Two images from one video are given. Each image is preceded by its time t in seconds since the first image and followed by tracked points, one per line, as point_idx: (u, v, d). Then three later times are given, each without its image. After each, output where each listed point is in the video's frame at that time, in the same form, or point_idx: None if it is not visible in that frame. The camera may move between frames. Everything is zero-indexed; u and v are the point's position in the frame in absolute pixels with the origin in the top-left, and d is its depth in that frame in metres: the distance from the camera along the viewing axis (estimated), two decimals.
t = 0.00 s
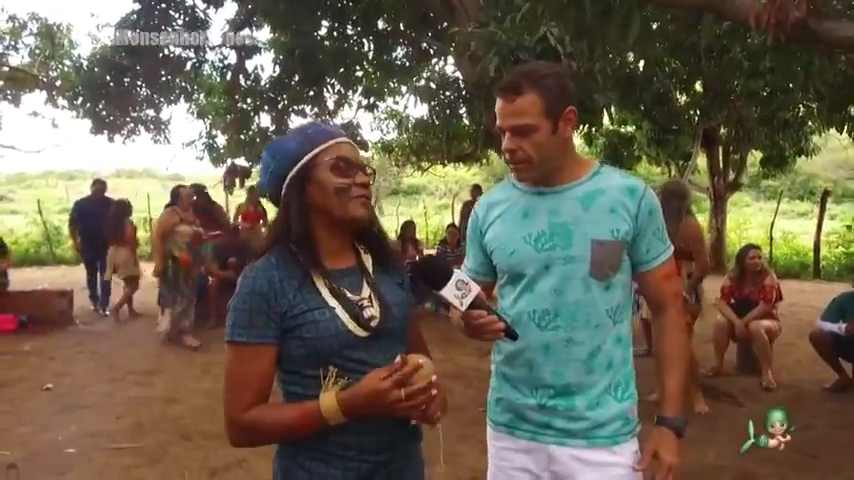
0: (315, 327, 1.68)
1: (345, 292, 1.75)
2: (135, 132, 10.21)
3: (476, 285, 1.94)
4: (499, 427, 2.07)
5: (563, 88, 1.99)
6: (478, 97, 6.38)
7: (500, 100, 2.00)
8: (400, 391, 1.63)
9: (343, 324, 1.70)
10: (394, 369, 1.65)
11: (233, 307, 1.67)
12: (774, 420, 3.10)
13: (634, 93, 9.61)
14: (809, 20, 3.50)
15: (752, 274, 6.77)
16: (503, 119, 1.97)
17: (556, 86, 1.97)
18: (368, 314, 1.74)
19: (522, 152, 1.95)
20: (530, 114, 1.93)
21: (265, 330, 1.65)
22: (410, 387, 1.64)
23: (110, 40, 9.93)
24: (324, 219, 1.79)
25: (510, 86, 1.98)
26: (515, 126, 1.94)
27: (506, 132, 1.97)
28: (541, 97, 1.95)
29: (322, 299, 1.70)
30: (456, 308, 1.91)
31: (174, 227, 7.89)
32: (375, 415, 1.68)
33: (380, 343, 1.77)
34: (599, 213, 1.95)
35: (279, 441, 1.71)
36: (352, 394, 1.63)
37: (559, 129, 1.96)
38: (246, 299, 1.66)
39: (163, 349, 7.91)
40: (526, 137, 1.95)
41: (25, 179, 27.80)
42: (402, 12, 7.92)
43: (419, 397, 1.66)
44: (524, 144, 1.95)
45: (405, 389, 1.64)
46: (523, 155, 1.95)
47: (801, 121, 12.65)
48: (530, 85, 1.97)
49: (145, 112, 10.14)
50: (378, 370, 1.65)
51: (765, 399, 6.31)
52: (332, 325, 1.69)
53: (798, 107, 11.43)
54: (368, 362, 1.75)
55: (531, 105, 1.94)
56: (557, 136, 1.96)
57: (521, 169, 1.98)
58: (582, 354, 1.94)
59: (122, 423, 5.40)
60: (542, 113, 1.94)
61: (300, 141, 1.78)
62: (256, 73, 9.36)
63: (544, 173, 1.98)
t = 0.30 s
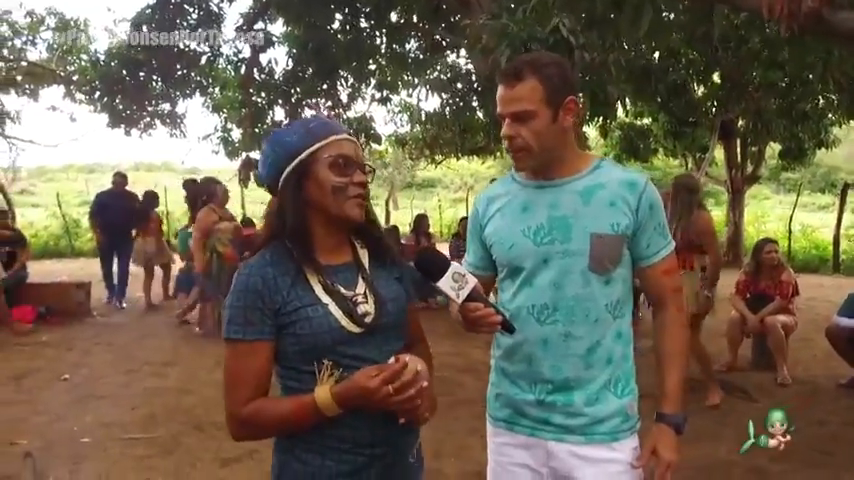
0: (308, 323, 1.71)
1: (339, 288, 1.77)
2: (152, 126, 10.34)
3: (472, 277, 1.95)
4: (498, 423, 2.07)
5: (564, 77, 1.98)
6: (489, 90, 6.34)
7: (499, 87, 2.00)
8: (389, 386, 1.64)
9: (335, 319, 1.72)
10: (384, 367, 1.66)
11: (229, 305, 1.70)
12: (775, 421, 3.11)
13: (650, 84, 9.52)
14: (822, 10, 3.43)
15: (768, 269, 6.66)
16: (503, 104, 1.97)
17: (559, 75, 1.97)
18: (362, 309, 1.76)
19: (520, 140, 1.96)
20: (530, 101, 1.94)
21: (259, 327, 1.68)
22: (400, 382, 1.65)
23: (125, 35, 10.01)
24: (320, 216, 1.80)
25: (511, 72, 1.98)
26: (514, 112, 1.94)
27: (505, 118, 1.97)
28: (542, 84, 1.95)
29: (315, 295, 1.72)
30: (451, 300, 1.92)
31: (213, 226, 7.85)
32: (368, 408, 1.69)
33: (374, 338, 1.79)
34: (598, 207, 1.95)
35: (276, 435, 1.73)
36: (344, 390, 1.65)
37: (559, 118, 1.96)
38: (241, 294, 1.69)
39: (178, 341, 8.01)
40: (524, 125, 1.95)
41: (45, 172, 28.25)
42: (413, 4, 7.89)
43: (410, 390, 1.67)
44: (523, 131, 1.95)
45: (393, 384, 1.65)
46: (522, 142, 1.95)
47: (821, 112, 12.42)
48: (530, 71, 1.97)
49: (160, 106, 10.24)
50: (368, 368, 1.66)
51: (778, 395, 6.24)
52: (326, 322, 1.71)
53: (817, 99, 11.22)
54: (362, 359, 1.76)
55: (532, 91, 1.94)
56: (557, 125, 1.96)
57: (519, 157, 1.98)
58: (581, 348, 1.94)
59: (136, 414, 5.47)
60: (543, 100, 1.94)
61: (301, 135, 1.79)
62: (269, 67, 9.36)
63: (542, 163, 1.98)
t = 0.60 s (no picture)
0: (311, 317, 1.73)
1: (342, 282, 1.79)
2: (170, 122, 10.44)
3: (473, 269, 1.96)
4: (502, 419, 2.08)
5: (573, 67, 1.99)
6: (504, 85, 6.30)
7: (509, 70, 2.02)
8: (388, 376, 1.65)
9: (338, 313, 1.74)
10: (381, 356, 1.66)
11: (233, 298, 1.72)
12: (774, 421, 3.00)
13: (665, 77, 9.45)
14: None
15: (788, 265, 6.55)
16: (511, 83, 1.99)
17: (569, 60, 1.99)
18: (364, 304, 1.78)
19: (524, 120, 1.97)
20: (539, 83, 1.95)
21: (263, 319, 1.70)
22: (398, 371, 1.65)
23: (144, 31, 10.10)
24: (323, 210, 1.82)
25: (522, 55, 2.00)
26: (521, 90, 1.96)
27: (512, 97, 1.98)
28: (552, 66, 1.97)
29: (318, 289, 1.75)
30: (453, 291, 1.93)
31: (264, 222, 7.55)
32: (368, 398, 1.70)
33: (377, 333, 1.80)
34: (602, 200, 1.94)
35: (279, 426, 1.75)
36: (343, 380, 1.66)
37: (566, 105, 1.97)
38: (245, 287, 1.71)
39: (195, 334, 8.11)
40: (530, 108, 1.96)
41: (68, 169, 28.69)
42: None
43: (409, 381, 1.67)
44: (528, 111, 1.96)
45: (391, 375, 1.65)
46: (527, 122, 1.97)
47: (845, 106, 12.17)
48: (543, 53, 1.99)
49: (179, 103, 10.35)
50: (365, 356, 1.67)
51: (796, 393, 6.15)
52: (328, 316, 1.73)
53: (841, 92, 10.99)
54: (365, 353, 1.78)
55: (541, 72, 1.96)
56: (563, 112, 1.97)
57: (521, 140, 2.00)
58: (584, 343, 1.94)
59: (153, 406, 5.55)
60: (551, 82, 1.96)
61: (307, 129, 1.81)
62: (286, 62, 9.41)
63: (548, 151, 1.99)
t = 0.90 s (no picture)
0: (316, 308, 1.74)
1: (346, 276, 1.81)
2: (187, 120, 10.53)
3: (475, 263, 1.97)
4: (505, 415, 2.09)
5: (575, 64, 1.99)
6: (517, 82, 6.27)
7: (510, 70, 2.02)
8: (397, 360, 1.67)
9: (343, 304, 1.76)
10: (386, 341, 1.68)
11: (237, 289, 1.73)
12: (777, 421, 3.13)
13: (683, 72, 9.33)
14: None
15: (806, 263, 6.47)
16: (513, 84, 1.98)
17: (570, 57, 1.98)
18: (367, 297, 1.80)
19: (527, 122, 1.97)
20: (540, 82, 1.95)
21: (268, 310, 1.71)
22: (405, 355, 1.68)
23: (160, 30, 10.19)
24: (329, 206, 1.84)
25: (522, 55, 2.00)
26: (522, 92, 1.96)
27: (514, 99, 1.98)
28: (554, 64, 1.96)
29: (322, 282, 1.76)
30: (454, 285, 1.95)
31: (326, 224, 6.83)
32: (374, 384, 1.72)
33: (380, 326, 1.82)
34: (606, 196, 1.93)
35: (283, 419, 1.76)
36: (351, 370, 1.68)
37: (570, 103, 1.97)
38: (250, 279, 1.72)
39: (209, 330, 8.19)
40: (533, 108, 1.96)
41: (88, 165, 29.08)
42: None
43: (416, 365, 1.71)
44: (530, 111, 1.96)
45: (400, 359, 1.67)
46: (529, 122, 1.96)
47: None
48: (542, 53, 1.98)
49: (195, 101, 10.43)
50: (370, 342, 1.69)
51: (812, 392, 6.07)
52: (334, 307, 1.75)
53: None
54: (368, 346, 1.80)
55: (542, 71, 1.95)
56: (566, 109, 1.97)
57: (525, 140, 2.00)
58: (587, 339, 1.94)
59: (167, 400, 5.62)
60: (551, 81, 1.95)
61: (314, 125, 1.81)
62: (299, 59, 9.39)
63: (551, 149, 1.99)
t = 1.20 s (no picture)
0: (320, 300, 1.76)
1: (349, 269, 1.83)
2: (199, 118, 10.60)
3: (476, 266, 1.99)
4: (507, 409, 2.09)
5: (569, 66, 1.97)
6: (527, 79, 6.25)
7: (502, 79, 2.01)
8: (410, 362, 1.72)
9: (347, 296, 1.79)
10: (400, 343, 1.72)
11: (242, 279, 1.75)
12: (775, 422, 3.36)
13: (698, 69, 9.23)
14: None
15: (819, 262, 6.45)
16: (507, 95, 1.97)
17: (563, 61, 1.96)
18: (369, 290, 1.83)
19: (525, 132, 1.96)
20: (532, 91, 1.93)
21: (272, 300, 1.73)
22: (418, 358, 1.73)
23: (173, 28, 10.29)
24: (332, 205, 1.86)
25: (510, 64, 1.98)
26: (518, 104, 1.94)
27: (509, 109, 1.97)
28: (544, 73, 1.93)
29: (325, 274, 1.79)
30: (455, 286, 1.97)
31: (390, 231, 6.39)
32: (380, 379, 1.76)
33: (382, 319, 1.85)
34: (607, 195, 1.93)
35: (286, 410, 1.78)
36: (361, 365, 1.71)
37: (567, 107, 1.95)
38: (254, 272, 1.73)
39: (221, 325, 8.26)
40: (529, 115, 1.95)
41: (104, 163, 29.42)
42: None
43: (428, 367, 1.75)
44: (526, 122, 1.95)
45: (412, 360, 1.72)
46: (526, 133, 1.96)
47: None
48: (531, 61, 1.95)
49: (208, 98, 10.51)
50: (383, 340, 1.73)
51: (824, 392, 6.01)
52: (337, 299, 1.77)
53: None
54: (372, 337, 1.82)
55: (532, 81, 1.93)
56: (562, 114, 1.95)
57: (523, 147, 1.99)
58: (588, 337, 1.94)
59: (178, 394, 5.68)
60: (545, 89, 1.93)
61: (325, 125, 1.83)
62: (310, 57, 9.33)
63: (552, 151, 1.98)
